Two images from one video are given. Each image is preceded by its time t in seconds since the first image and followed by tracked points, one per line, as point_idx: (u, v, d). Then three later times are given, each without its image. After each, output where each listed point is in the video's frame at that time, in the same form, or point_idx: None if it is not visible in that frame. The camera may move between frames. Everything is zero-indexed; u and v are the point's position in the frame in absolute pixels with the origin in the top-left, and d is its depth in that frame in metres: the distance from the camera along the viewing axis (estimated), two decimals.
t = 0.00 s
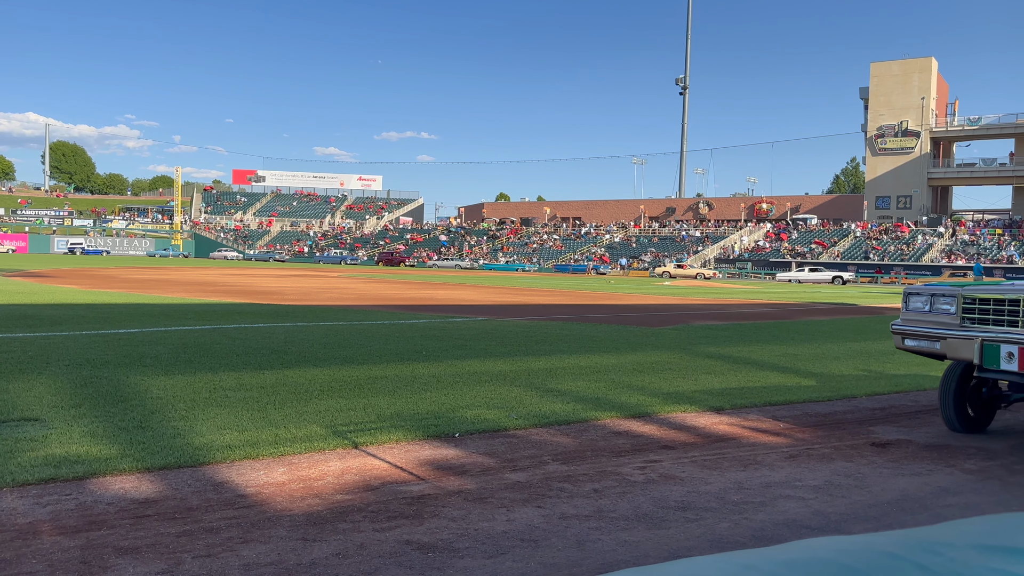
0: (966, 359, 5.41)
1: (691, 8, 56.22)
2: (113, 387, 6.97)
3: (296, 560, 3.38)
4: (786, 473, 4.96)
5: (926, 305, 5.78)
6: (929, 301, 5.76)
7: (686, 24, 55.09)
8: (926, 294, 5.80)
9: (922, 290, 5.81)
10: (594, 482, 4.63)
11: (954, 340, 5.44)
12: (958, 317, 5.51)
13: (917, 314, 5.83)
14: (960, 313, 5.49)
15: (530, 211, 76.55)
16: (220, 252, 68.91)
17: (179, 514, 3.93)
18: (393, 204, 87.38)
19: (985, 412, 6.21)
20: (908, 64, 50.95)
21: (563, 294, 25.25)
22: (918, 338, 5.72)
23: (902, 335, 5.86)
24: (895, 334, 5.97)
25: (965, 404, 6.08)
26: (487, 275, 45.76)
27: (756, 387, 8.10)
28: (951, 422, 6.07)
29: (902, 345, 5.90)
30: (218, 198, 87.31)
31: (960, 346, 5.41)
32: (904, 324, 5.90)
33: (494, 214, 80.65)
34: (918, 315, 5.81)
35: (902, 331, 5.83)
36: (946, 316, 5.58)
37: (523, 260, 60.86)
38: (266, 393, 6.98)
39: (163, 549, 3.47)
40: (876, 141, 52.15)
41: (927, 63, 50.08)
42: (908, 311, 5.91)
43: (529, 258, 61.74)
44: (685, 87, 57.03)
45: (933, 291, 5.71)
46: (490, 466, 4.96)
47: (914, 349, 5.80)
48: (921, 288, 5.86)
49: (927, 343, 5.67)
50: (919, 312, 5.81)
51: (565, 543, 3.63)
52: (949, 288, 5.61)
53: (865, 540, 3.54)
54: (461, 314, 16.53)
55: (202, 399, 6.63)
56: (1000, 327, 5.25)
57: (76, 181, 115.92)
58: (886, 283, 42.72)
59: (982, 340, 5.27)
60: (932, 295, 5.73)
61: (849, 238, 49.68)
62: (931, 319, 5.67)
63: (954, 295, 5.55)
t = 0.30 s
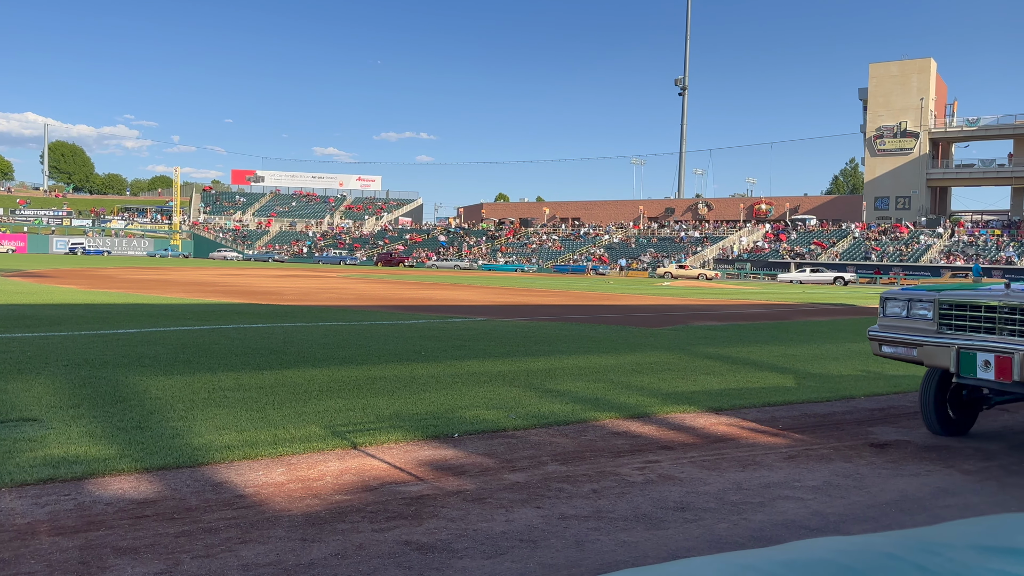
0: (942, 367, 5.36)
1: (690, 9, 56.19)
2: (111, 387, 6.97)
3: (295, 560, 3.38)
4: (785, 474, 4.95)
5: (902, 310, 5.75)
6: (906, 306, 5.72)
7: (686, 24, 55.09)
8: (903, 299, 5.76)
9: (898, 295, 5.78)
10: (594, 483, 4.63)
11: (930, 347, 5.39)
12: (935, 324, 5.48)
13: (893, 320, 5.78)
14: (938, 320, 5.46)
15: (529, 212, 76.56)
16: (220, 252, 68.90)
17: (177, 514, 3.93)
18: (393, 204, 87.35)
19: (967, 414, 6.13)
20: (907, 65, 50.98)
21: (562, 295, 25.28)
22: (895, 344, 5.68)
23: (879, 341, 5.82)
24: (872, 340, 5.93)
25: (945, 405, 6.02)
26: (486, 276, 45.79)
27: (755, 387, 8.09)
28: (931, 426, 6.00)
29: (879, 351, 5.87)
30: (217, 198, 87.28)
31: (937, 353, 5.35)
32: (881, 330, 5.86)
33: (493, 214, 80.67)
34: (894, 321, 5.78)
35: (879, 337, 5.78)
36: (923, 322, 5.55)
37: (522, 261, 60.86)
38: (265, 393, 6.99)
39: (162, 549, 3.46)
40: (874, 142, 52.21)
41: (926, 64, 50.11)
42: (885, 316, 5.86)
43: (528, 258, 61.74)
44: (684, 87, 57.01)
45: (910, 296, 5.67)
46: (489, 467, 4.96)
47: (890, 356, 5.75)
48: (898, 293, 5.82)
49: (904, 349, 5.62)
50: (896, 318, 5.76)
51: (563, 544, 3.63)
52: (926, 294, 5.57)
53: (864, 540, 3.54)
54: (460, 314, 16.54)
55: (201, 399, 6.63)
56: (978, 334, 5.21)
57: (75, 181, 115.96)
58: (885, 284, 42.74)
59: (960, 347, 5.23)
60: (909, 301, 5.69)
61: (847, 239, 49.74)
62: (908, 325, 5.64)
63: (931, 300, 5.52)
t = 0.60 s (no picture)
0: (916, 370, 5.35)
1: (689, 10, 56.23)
2: (110, 387, 6.99)
3: (293, 561, 3.38)
4: (783, 474, 4.96)
5: (878, 312, 5.74)
6: (881, 308, 5.71)
7: (686, 25, 55.14)
8: (879, 301, 5.75)
9: (873, 296, 5.77)
10: (592, 483, 4.63)
11: (905, 350, 5.38)
12: (910, 325, 5.47)
13: (870, 322, 5.77)
14: (912, 321, 5.45)
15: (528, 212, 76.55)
16: (218, 252, 68.86)
17: (175, 515, 3.92)
18: (391, 205, 87.34)
19: (947, 415, 6.08)
20: (905, 66, 51.04)
21: (560, 296, 25.30)
22: (870, 347, 5.67)
23: (855, 343, 5.80)
24: (848, 343, 5.91)
25: (924, 407, 5.97)
26: (485, 277, 45.77)
27: (753, 387, 8.11)
28: (908, 428, 5.94)
29: (853, 353, 5.86)
30: (216, 199, 87.22)
31: (911, 357, 5.34)
32: (856, 332, 5.84)
33: (492, 215, 80.66)
34: (870, 323, 5.77)
35: (855, 340, 5.78)
36: (898, 324, 5.54)
37: (521, 261, 60.85)
38: (263, 394, 7.00)
39: (160, 550, 3.46)
40: (872, 143, 52.26)
41: (924, 66, 50.18)
42: (861, 317, 5.87)
43: (527, 259, 61.70)
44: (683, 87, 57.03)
45: (885, 297, 5.67)
46: (488, 467, 4.95)
47: (865, 359, 5.75)
48: (874, 295, 5.82)
49: (879, 352, 5.60)
50: (871, 320, 5.76)
51: (562, 544, 3.63)
52: (900, 295, 5.56)
53: (861, 541, 3.55)
54: (459, 314, 16.53)
55: (200, 399, 6.64)
56: (951, 337, 5.19)
57: (74, 181, 115.87)
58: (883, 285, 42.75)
59: (933, 350, 5.22)
60: (884, 302, 5.68)
61: (845, 240, 49.78)
62: (883, 326, 5.64)
63: (905, 302, 5.51)
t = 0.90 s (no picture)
0: (886, 386, 5.18)
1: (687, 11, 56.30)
2: (108, 387, 6.99)
3: (291, 562, 3.37)
4: (782, 474, 4.96)
5: (848, 325, 5.55)
6: (851, 320, 5.52)
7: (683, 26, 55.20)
8: (848, 313, 5.56)
9: (844, 308, 5.58)
10: (591, 484, 4.64)
11: (875, 364, 5.19)
12: (879, 339, 5.29)
13: (839, 334, 5.58)
14: (881, 335, 5.26)
15: (527, 213, 76.59)
16: (217, 252, 68.85)
17: (174, 515, 3.92)
18: (390, 205, 87.38)
19: (920, 421, 5.96)
20: (903, 67, 51.12)
21: (558, 296, 25.32)
22: (840, 361, 5.47)
23: (824, 356, 5.61)
24: (817, 356, 5.71)
25: (898, 410, 5.84)
26: (484, 276, 45.80)
27: (751, 388, 8.12)
28: (882, 427, 5.80)
29: (823, 367, 5.67)
30: (215, 199, 87.22)
31: (880, 371, 5.16)
32: (825, 345, 5.64)
33: (490, 215, 80.69)
34: (840, 335, 5.58)
35: (824, 354, 5.58)
36: (868, 337, 5.35)
37: (519, 262, 60.90)
38: (262, 394, 7.00)
39: (159, 551, 3.45)
40: (871, 144, 52.35)
41: (922, 67, 50.29)
42: (830, 331, 5.67)
43: (525, 259, 61.75)
44: (681, 88, 57.09)
45: (854, 309, 5.47)
46: (487, 468, 4.95)
47: (835, 373, 5.56)
48: (843, 306, 5.62)
49: (849, 366, 5.41)
50: (841, 333, 5.57)
51: (561, 545, 3.63)
52: (869, 307, 5.36)
53: (859, 541, 3.55)
54: (458, 315, 16.56)
55: (199, 400, 6.64)
56: (920, 351, 5.02)
57: (73, 181, 115.86)
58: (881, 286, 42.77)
59: (903, 366, 5.03)
60: (854, 314, 5.49)
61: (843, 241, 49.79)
62: (852, 339, 5.46)
63: (874, 314, 5.32)
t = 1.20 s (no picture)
0: (853, 392, 5.14)
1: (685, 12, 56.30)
2: (107, 387, 6.99)
3: (289, 562, 3.37)
4: (781, 475, 4.97)
5: (815, 328, 5.49)
6: (818, 323, 5.46)
7: (682, 27, 55.19)
8: (816, 315, 5.49)
9: (811, 311, 5.52)
10: (589, 484, 4.64)
11: (841, 370, 5.15)
12: (846, 343, 5.23)
13: (807, 338, 5.53)
14: (847, 338, 5.21)
15: (526, 213, 76.54)
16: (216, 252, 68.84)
17: (171, 517, 3.91)
18: (389, 206, 87.31)
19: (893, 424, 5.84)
20: (902, 68, 51.19)
21: (558, 296, 25.35)
22: (808, 365, 5.44)
23: (792, 361, 5.58)
24: (785, 360, 5.68)
25: (870, 412, 5.75)
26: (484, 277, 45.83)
27: (750, 389, 8.14)
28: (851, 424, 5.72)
29: (791, 371, 5.65)
30: (213, 199, 87.11)
31: (846, 377, 5.13)
32: (794, 349, 5.60)
33: (489, 216, 80.63)
34: (808, 339, 5.52)
35: (792, 358, 5.54)
36: (834, 341, 5.30)
37: (518, 262, 60.89)
38: (260, 394, 7.01)
39: (157, 551, 3.45)
40: (869, 144, 52.36)
41: (921, 67, 50.35)
42: (797, 334, 5.62)
43: (524, 260, 61.75)
44: (679, 89, 57.08)
45: (820, 313, 5.42)
46: (485, 469, 4.95)
47: (803, 377, 5.53)
48: (810, 309, 5.55)
49: (817, 371, 5.38)
50: (809, 336, 5.51)
51: (559, 545, 3.63)
52: (836, 310, 5.30)
53: (857, 541, 3.55)
54: (456, 315, 16.56)
55: (197, 400, 6.63)
56: (886, 356, 4.97)
57: (71, 181, 115.84)
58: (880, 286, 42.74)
59: (868, 372, 4.98)
60: (820, 318, 5.44)
61: (842, 241, 49.81)
62: (819, 344, 5.40)
63: (841, 318, 5.25)
